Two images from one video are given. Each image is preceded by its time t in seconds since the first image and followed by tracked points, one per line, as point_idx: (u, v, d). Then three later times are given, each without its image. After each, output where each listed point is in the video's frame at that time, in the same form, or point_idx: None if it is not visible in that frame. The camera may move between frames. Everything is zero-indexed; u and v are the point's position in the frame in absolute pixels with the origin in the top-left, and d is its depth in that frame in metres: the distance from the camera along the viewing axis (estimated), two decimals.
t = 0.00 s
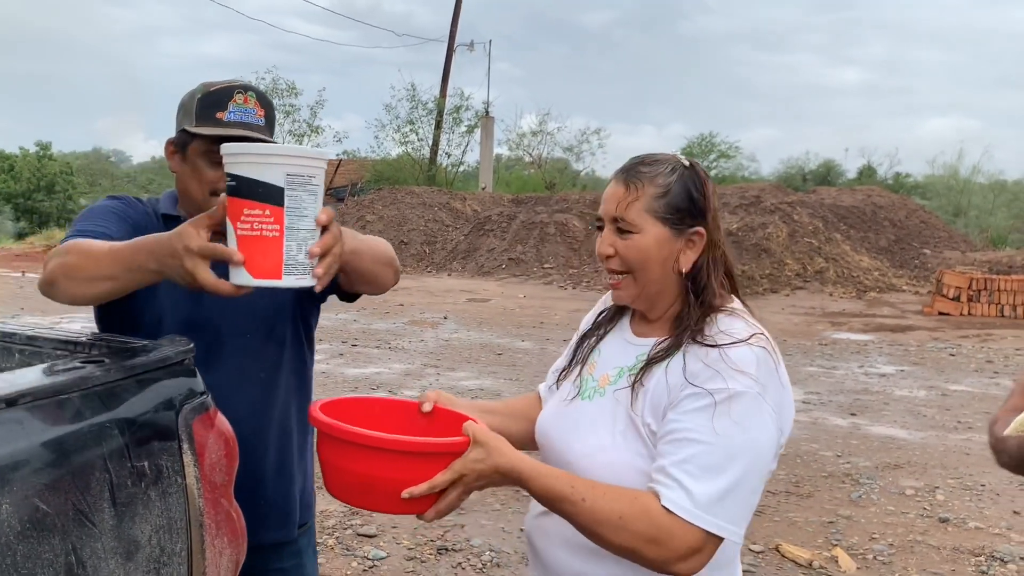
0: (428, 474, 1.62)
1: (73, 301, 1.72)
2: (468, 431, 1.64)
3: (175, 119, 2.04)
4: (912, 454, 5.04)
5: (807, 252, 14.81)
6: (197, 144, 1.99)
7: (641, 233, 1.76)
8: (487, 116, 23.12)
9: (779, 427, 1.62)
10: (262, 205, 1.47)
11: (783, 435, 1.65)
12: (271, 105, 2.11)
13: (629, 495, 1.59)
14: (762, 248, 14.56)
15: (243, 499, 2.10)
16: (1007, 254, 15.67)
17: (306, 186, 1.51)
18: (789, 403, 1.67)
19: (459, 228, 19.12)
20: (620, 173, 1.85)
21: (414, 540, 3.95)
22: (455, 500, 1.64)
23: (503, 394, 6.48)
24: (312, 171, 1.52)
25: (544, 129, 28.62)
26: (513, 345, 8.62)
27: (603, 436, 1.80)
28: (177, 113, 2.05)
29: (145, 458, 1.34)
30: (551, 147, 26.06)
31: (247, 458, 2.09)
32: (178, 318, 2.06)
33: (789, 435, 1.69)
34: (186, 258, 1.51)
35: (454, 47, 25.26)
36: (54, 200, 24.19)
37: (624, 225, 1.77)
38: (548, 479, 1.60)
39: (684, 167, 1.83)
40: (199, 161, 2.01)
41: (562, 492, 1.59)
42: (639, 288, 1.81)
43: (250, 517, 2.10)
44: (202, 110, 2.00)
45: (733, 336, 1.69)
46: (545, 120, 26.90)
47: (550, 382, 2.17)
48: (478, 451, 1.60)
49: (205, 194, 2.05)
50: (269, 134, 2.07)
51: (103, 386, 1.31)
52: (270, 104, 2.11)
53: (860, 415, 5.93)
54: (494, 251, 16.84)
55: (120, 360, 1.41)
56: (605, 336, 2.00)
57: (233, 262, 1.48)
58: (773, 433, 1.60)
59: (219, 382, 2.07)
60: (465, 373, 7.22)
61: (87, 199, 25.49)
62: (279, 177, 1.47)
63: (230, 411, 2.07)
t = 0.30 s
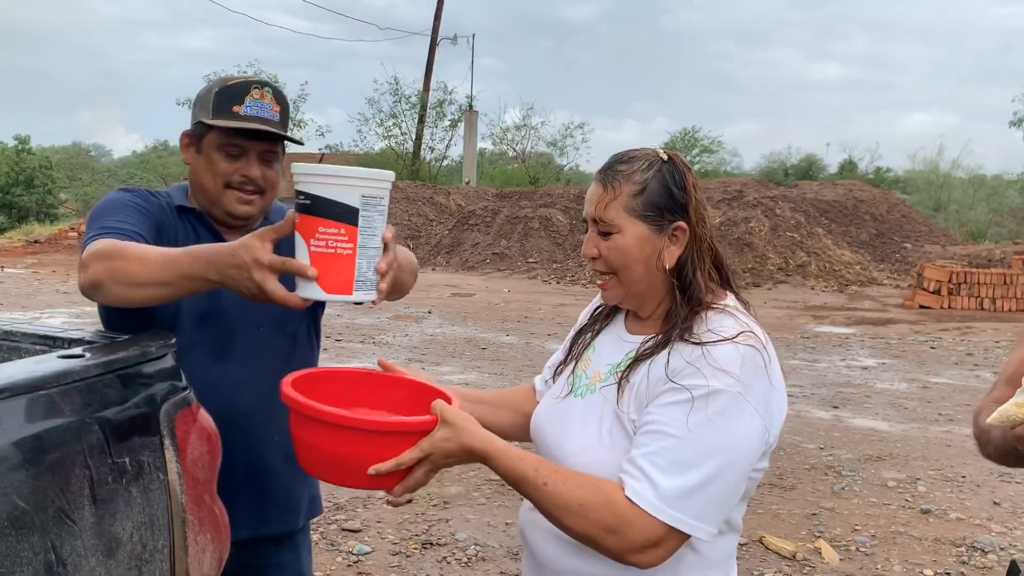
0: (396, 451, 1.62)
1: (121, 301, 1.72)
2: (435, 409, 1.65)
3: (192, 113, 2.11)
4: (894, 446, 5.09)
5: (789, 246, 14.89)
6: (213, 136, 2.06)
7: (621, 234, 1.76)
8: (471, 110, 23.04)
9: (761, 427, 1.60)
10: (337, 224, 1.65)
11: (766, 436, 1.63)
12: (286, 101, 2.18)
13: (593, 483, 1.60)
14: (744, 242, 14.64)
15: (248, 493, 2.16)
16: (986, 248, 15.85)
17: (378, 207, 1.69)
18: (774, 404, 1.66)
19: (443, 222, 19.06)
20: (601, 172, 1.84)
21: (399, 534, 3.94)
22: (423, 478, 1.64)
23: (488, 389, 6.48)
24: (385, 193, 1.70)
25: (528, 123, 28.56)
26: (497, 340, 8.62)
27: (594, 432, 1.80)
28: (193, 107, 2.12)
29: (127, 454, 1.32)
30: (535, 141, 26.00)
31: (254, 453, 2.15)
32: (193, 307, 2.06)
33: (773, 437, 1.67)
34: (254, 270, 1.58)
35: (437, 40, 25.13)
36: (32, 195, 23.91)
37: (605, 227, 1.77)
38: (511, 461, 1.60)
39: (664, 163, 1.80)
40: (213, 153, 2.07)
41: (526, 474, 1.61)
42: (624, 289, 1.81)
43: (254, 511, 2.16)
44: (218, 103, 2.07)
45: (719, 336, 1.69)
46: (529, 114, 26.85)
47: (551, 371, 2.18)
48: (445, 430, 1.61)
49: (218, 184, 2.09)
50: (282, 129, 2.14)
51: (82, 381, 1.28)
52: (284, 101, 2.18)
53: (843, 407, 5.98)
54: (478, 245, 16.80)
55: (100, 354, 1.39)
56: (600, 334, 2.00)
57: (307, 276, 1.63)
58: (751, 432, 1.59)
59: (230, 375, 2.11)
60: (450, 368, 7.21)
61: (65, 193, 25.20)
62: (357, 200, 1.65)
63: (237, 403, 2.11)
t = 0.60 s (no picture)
0: (367, 423, 1.61)
1: (129, 311, 1.70)
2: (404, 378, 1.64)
3: (190, 103, 2.07)
4: (875, 437, 5.13)
5: (772, 238, 14.98)
6: (212, 126, 2.03)
7: (602, 223, 1.74)
8: (454, 102, 22.94)
9: (737, 412, 1.60)
10: (360, 244, 1.69)
11: (743, 422, 1.63)
12: (286, 93, 2.14)
13: (562, 454, 1.60)
14: (727, 234, 14.70)
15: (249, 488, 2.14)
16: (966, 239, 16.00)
17: (399, 227, 1.74)
18: (752, 390, 1.66)
19: (426, 215, 18.98)
20: (582, 162, 1.83)
21: (383, 527, 3.92)
22: (396, 447, 1.63)
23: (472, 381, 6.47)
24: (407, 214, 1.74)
25: (512, 116, 28.46)
26: (482, 332, 8.61)
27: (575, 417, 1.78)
28: (192, 98, 2.08)
29: (108, 447, 1.30)
30: (518, 133, 25.93)
31: (254, 447, 2.12)
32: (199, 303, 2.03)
33: (750, 424, 1.66)
34: (273, 286, 1.59)
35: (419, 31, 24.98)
36: (9, 187, 23.59)
37: (586, 217, 1.76)
38: (481, 428, 1.60)
39: (644, 153, 1.79)
40: (213, 144, 2.04)
41: (490, 441, 1.59)
42: (605, 277, 1.80)
43: (253, 506, 2.15)
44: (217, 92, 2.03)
45: (701, 321, 1.68)
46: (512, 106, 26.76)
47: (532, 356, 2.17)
48: (416, 399, 1.60)
49: (218, 176, 2.06)
50: (282, 121, 2.10)
51: (62, 372, 1.26)
52: (285, 93, 2.14)
53: (825, 398, 6.02)
54: (462, 238, 16.75)
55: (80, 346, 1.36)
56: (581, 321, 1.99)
57: (328, 294, 1.67)
58: (726, 417, 1.59)
59: (235, 372, 2.08)
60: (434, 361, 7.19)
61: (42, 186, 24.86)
62: (381, 221, 1.69)
63: (240, 400, 2.09)
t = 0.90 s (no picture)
0: (354, 393, 1.61)
1: (124, 309, 1.67)
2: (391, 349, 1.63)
3: (186, 94, 2.04)
4: (861, 430, 5.17)
5: (759, 232, 15.04)
6: (207, 119, 2.00)
7: (584, 215, 1.73)
8: (443, 94, 22.86)
9: (715, 394, 1.60)
10: (361, 265, 1.65)
11: (719, 404, 1.62)
12: (284, 86, 2.10)
13: (542, 428, 1.58)
14: (715, 228, 14.74)
15: (243, 481, 2.12)
16: (951, 234, 16.12)
17: (400, 247, 1.70)
18: (728, 373, 1.65)
19: (415, 207, 18.93)
20: (563, 155, 1.82)
21: (371, 520, 3.91)
22: (384, 417, 1.63)
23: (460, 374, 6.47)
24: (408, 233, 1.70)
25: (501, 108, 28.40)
26: (470, 325, 8.61)
27: (555, 404, 1.76)
28: (188, 89, 2.05)
29: (93, 441, 1.28)
30: (507, 126, 25.88)
31: (248, 439, 2.10)
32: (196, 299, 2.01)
33: (727, 410, 1.66)
34: (275, 299, 1.57)
35: (408, 23, 24.86)
36: None
37: (569, 209, 1.75)
38: (466, 400, 1.58)
39: (625, 146, 1.78)
40: (208, 137, 2.01)
41: (474, 414, 1.57)
42: (587, 268, 1.79)
43: (246, 499, 2.13)
44: (213, 85, 2.00)
45: (679, 305, 1.68)
46: (501, 98, 26.69)
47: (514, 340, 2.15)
48: (403, 368, 1.59)
49: (213, 170, 2.03)
50: (279, 114, 2.07)
51: (47, 365, 1.24)
52: (282, 86, 2.11)
53: (812, 391, 6.06)
54: (451, 231, 16.72)
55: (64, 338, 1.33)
56: (558, 313, 1.97)
57: (329, 314, 1.63)
58: (703, 398, 1.58)
59: (230, 364, 2.06)
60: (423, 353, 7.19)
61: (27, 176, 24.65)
62: (381, 242, 1.65)
63: (235, 392, 2.06)
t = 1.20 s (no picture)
0: (352, 372, 1.61)
1: (117, 299, 1.66)
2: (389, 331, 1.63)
3: (189, 90, 2.02)
4: (853, 427, 5.19)
5: (753, 228, 15.07)
6: (210, 116, 1.98)
7: (572, 209, 1.73)
8: (437, 88, 22.78)
9: (699, 379, 1.60)
10: (363, 272, 1.63)
11: (704, 390, 1.62)
12: (288, 83, 2.08)
13: (534, 409, 1.56)
14: (709, 224, 14.74)
15: (236, 475, 2.12)
16: (944, 232, 16.17)
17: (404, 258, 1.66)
18: (713, 360, 1.66)
19: (408, 202, 18.89)
20: (551, 148, 1.82)
21: (364, 515, 3.91)
22: (381, 395, 1.62)
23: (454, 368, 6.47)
24: (413, 245, 1.66)
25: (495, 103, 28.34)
26: (464, 320, 8.60)
27: (542, 393, 1.75)
28: (190, 84, 2.03)
29: (87, 434, 1.27)
30: (501, 121, 25.79)
31: (242, 434, 2.10)
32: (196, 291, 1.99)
33: (710, 398, 1.67)
34: (278, 296, 1.57)
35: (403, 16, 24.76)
36: None
37: (555, 202, 1.74)
38: (460, 379, 1.56)
39: (611, 140, 1.78)
40: (211, 135, 1.99)
41: (469, 394, 1.55)
42: (573, 260, 1.78)
43: (238, 493, 2.13)
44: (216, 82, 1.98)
45: (664, 293, 1.68)
46: (496, 93, 26.62)
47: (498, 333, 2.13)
48: (400, 348, 1.57)
49: (215, 168, 2.02)
50: (283, 112, 2.06)
51: (40, 358, 1.23)
52: (286, 82, 2.09)
53: (804, 388, 6.08)
54: (444, 225, 16.71)
55: (57, 332, 1.33)
56: (543, 305, 1.96)
57: (328, 317, 1.61)
58: (689, 383, 1.58)
59: (226, 356, 2.04)
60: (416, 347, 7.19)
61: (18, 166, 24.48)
62: (384, 250, 1.62)
63: (232, 385, 2.05)
